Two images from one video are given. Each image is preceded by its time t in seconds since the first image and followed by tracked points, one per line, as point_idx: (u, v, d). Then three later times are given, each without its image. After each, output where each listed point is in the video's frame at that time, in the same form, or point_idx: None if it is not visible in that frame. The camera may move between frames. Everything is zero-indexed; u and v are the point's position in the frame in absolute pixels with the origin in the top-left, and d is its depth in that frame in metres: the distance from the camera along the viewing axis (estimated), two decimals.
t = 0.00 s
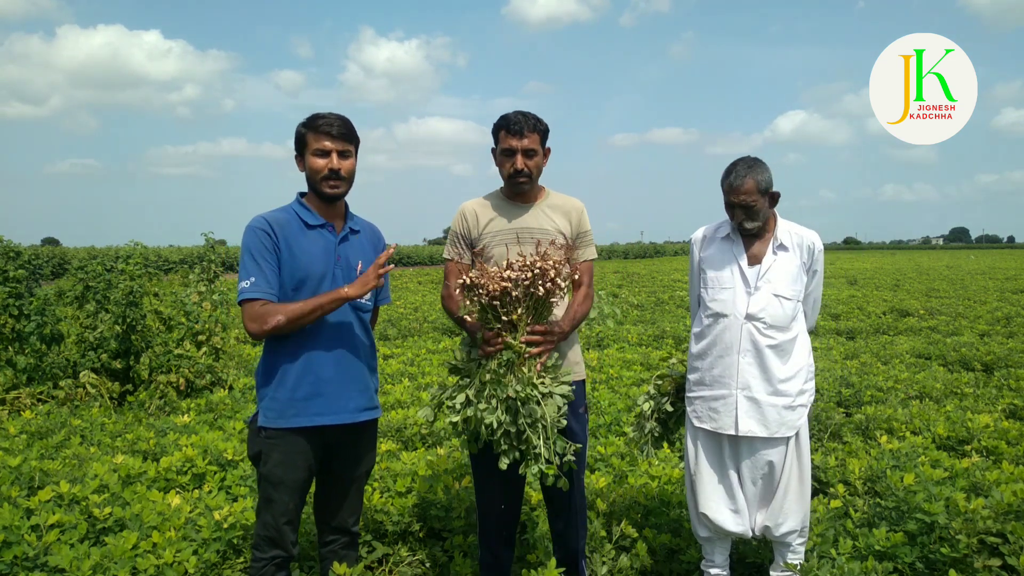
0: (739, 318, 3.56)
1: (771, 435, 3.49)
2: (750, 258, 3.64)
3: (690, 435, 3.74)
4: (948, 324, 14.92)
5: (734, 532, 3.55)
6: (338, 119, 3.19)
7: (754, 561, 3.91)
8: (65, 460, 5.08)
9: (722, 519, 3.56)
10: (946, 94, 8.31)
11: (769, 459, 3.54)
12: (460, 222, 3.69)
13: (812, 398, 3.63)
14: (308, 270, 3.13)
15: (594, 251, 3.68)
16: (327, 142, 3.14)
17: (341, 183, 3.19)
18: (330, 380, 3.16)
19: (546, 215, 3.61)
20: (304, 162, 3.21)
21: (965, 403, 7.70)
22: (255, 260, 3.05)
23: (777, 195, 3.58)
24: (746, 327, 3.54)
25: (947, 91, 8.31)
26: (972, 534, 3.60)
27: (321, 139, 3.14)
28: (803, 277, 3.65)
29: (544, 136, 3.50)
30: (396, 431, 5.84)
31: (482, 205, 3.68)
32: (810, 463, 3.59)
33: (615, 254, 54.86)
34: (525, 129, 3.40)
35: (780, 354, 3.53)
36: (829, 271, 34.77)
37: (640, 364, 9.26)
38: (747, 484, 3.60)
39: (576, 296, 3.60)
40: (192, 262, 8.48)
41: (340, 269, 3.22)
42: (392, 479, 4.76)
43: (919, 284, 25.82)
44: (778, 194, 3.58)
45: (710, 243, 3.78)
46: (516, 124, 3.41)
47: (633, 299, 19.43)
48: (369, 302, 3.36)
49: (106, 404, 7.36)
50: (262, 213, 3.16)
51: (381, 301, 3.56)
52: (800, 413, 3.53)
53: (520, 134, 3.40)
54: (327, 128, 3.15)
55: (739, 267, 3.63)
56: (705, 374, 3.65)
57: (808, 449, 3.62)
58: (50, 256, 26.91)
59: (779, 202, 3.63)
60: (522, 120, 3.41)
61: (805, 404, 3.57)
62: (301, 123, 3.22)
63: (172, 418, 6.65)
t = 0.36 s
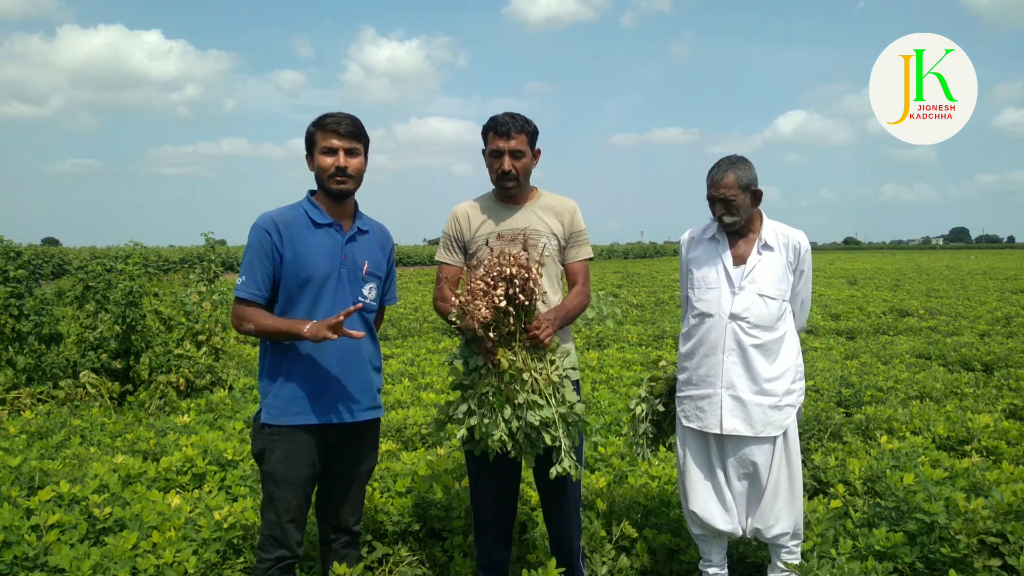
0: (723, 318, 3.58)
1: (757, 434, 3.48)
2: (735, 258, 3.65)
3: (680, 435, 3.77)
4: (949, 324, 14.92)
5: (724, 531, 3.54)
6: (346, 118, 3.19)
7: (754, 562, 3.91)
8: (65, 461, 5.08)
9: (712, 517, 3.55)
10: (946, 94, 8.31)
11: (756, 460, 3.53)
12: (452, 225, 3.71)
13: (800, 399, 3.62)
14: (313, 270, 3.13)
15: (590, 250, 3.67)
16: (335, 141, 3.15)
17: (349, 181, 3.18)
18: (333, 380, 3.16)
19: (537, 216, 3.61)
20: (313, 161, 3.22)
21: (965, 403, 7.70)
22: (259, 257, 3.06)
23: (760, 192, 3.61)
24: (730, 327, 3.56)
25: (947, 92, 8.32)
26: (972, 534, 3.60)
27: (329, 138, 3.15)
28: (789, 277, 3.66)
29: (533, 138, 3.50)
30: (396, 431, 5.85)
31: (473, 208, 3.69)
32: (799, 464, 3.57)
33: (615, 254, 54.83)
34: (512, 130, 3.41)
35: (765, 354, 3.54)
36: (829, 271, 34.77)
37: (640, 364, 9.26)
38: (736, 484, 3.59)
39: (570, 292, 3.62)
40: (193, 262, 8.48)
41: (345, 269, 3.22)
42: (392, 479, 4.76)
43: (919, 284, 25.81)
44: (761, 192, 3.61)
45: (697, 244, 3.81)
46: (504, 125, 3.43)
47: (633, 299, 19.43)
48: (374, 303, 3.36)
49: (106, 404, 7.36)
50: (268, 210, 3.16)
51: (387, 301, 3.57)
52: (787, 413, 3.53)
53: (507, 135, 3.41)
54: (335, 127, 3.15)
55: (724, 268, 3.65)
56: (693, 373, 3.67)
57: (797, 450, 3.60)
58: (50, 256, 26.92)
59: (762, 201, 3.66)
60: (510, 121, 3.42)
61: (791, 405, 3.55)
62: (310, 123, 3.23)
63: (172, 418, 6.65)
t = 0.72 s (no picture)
0: (714, 317, 3.59)
1: (748, 434, 3.48)
2: (728, 258, 3.66)
3: (675, 434, 3.78)
4: (949, 324, 14.92)
5: (718, 530, 3.56)
6: (358, 119, 3.19)
7: (754, 562, 3.90)
8: (65, 461, 5.08)
9: (706, 516, 3.58)
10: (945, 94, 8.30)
11: (749, 461, 3.53)
12: (443, 228, 3.69)
13: (793, 399, 3.62)
14: (320, 272, 3.13)
15: (581, 250, 3.70)
16: (346, 142, 3.15)
17: (359, 182, 3.18)
18: (338, 382, 3.16)
19: (528, 217, 3.62)
20: (324, 161, 3.22)
21: (965, 403, 7.70)
22: (266, 256, 3.08)
23: (753, 189, 3.62)
24: (721, 326, 3.57)
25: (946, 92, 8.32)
26: (972, 534, 3.60)
27: (340, 138, 3.15)
28: (781, 277, 3.66)
29: (522, 140, 3.50)
30: (396, 431, 5.85)
31: (464, 211, 3.68)
32: (792, 463, 3.57)
33: (615, 254, 54.81)
34: (501, 133, 3.41)
35: (756, 354, 3.54)
36: (829, 271, 34.77)
37: (640, 364, 9.26)
38: (730, 484, 3.59)
39: (565, 293, 3.64)
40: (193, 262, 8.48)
41: (352, 271, 3.22)
42: (392, 479, 4.76)
43: (919, 284, 25.80)
44: (753, 189, 3.62)
45: (691, 244, 3.83)
46: (493, 127, 3.43)
47: (633, 300, 19.43)
48: (379, 305, 3.35)
49: (105, 404, 7.36)
50: (277, 209, 3.17)
51: (393, 301, 3.57)
52: (779, 413, 3.52)
53: (496, 138, 3.41)
54: (346, 128, 3.15)
55: (716, 268, 3.65)
56: (686, 373, 3.69)
57: (791, 451, 3.58)
58: (50, 256, 26.93)
59: (755, 198, 3.67)
60: (499, 123, 3.41)
61: (783, 405, 3.55)
62: (322, 123, 3.23)
63: (172, 418, 6.65)
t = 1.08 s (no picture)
0: (715, 316, 3.59)
1: (749, 433, 3.49)
2: (728, 257, 3.66)
3: (676, 434, 3.78)
4: (949, 324, 14.92)
5: (719, 529, 3.57)
6: (357, 118, 3.19)
7: (754, 562, 3.90)
8: (65, 460, 5.08)
9: (707, 515, 3.58)
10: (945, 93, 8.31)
11: (750, 461, 3.53)
12: (437, 229, 3.64)
13: (794, 398, 3.61)
14: (316, 273, 3.13)
15: (572, 251, 3.74)
16: (344, 142, 3.15)
17: (358, 183, 3.18)
18: (332, 383, 3.16)
19: (524, 219, 3.63)
20: (323, 161, 3.22)
21: (965, 403, 7.70)
22: (264, 257, 3.11)
23: (753, 188, 3.63)
24: (722, 326, 3.56)
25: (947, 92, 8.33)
26: (972, 534, 3.60)
27: (338, 139, 3.15)
28: (781, 276, 3.66)
29: (516, 141, 3.51)
30: (396, 431, 5.85)
31: (458, 212, 3.65)
32: (793, 463, 3.56)
33: (615, 254, 54.80)
34: (497, 133, 3.41)
35: (758, 353, 3.54)
36: (829, 271, 34.77)
37: (640, 364, 9.26)
38: (731, 484, 3.59)
39: (558, 293, 3.65)
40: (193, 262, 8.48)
41: (350, 273, 3.21)
42: (392, 479, 4.76)
43: (919, 284, 25.80)
44: (753, 188, 3.62)
45: (692, 244, 3.83)
46: (488, 128, 3.43)
47: (633, 300, 19.43)
48: (380, 307, 3.34)
49: (105, 404, 7.36)
50: (278, 210, 3.20)
51: (397, 301, 3.57)
52: (781, 412, 3.52)
53: (492, 138, 3.41)
54: (345, 127, 3.15)
55: (717, 267, 3.65)
56: (688, 372, 3.69)
57: (793, 451, 3.58)
58: (50, 256, 26.93)
59: (756, 196, 3.67)
60: (494, 124, 3.42)
61: (785, 404, 3.55)
62: (321, 123, 3.23)
63: (172, 418, 6.66)
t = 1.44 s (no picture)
0: (717, 316, 3.59)
1: (752, 432, 3.48)
2: (730, 257, 3.67)
3: (678, 434, 3.79)
4: (949, 324, 14.93)
5: (720, 529, 3.57)
6: (351, 117, 3.19)
7: (754, 562, 3.90)
8: (65, 460, 5.09)
9: (708, 515, 3.58)
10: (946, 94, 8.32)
11: (752, 461, 3.54)
12: (441, 228, 3.64)
13: (797, 397, 3.61)
14: (313, 271, 3.13)
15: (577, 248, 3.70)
16: (339, 141, 3.15)
17: (354, 182, 3.18)
18: (330, 382, 3.16)
19: (527, 217, 3.63)
20: (318, 160, 3.22)
21: (965, 403, 7.71)
22: (261, 257, 3.11)
23: (755, 187, 3.63)
24: (724, 325, 3.57)
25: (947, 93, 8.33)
26: (972, 534, 3.60)
27: (333, 138, 3.15)
28: (783, 275, 3.66)
29: (516, 139, 3.50)
30: (396, 431, 5.85)
31: (462, 211, 3.66)
32: (796, 463, 3.54)
33: (615, 254, 54.80)
34: (496, 133, 3.41)
35: (760, 352, 3.54)
36: (829, 271, 34.77)
37: (641, 364, 9.26)
38: (733, 484, 3.59)
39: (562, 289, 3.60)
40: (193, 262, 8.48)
41: (347, 270, 3.21)
42: (392, 479, 4.76)
43: (919, 285, 25.80)
44: (755, 186, 3.63)
45: (693, 243, 3.83)
46: (488, 128, 3.42)
47: (633, 300, 19.44)
48: (377, 305, 3.34)
49: (105, 404, 7.36)
50: (273, 210, 3.19)
51: (395, 301, 3.57)
52: (783, 411, 3.52)
53: (492, 138, 3.41)
54: (340, 126, 3.15)
55: (719, 267, 3.65)
56: (690, 372, 3.69)
57: (796, 452, 3.57)
58: (49, 256, 26.94)
59: (758, 195, 3.68)
60: (493, 124, 3.41)
61: (788, 403, 3.55)
62: (315, 122, 3.23)
63: (172, 418, 6.66)
